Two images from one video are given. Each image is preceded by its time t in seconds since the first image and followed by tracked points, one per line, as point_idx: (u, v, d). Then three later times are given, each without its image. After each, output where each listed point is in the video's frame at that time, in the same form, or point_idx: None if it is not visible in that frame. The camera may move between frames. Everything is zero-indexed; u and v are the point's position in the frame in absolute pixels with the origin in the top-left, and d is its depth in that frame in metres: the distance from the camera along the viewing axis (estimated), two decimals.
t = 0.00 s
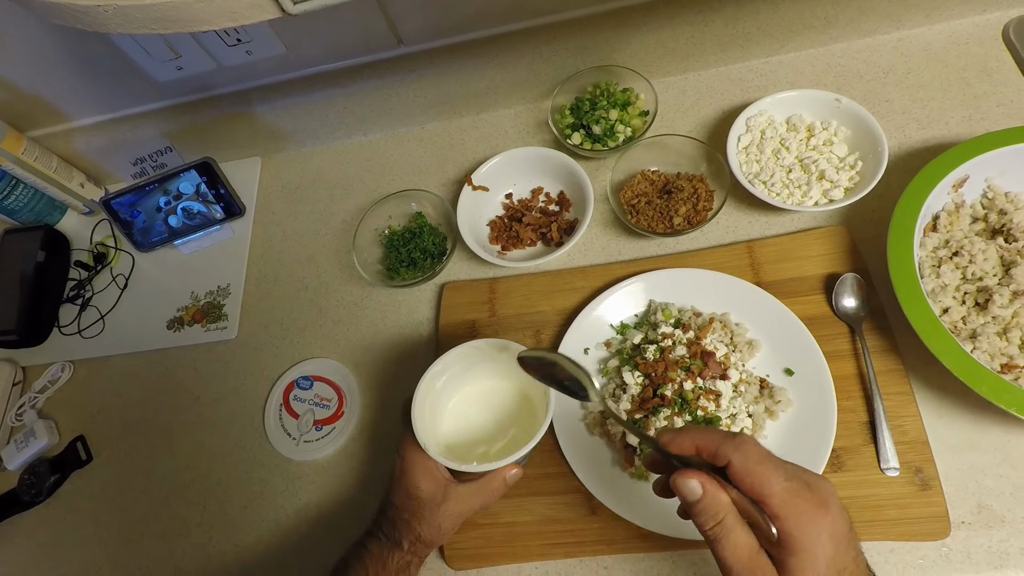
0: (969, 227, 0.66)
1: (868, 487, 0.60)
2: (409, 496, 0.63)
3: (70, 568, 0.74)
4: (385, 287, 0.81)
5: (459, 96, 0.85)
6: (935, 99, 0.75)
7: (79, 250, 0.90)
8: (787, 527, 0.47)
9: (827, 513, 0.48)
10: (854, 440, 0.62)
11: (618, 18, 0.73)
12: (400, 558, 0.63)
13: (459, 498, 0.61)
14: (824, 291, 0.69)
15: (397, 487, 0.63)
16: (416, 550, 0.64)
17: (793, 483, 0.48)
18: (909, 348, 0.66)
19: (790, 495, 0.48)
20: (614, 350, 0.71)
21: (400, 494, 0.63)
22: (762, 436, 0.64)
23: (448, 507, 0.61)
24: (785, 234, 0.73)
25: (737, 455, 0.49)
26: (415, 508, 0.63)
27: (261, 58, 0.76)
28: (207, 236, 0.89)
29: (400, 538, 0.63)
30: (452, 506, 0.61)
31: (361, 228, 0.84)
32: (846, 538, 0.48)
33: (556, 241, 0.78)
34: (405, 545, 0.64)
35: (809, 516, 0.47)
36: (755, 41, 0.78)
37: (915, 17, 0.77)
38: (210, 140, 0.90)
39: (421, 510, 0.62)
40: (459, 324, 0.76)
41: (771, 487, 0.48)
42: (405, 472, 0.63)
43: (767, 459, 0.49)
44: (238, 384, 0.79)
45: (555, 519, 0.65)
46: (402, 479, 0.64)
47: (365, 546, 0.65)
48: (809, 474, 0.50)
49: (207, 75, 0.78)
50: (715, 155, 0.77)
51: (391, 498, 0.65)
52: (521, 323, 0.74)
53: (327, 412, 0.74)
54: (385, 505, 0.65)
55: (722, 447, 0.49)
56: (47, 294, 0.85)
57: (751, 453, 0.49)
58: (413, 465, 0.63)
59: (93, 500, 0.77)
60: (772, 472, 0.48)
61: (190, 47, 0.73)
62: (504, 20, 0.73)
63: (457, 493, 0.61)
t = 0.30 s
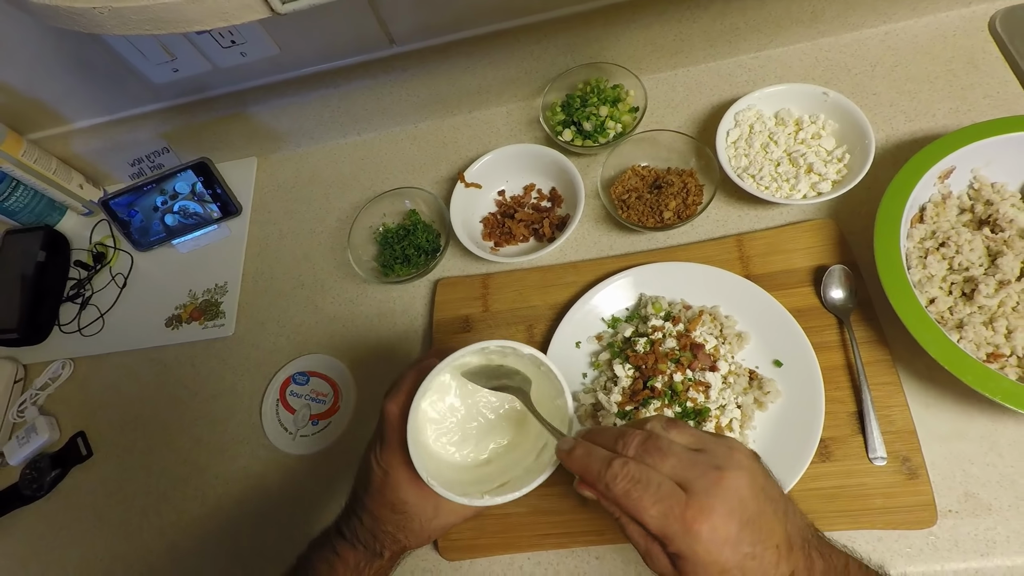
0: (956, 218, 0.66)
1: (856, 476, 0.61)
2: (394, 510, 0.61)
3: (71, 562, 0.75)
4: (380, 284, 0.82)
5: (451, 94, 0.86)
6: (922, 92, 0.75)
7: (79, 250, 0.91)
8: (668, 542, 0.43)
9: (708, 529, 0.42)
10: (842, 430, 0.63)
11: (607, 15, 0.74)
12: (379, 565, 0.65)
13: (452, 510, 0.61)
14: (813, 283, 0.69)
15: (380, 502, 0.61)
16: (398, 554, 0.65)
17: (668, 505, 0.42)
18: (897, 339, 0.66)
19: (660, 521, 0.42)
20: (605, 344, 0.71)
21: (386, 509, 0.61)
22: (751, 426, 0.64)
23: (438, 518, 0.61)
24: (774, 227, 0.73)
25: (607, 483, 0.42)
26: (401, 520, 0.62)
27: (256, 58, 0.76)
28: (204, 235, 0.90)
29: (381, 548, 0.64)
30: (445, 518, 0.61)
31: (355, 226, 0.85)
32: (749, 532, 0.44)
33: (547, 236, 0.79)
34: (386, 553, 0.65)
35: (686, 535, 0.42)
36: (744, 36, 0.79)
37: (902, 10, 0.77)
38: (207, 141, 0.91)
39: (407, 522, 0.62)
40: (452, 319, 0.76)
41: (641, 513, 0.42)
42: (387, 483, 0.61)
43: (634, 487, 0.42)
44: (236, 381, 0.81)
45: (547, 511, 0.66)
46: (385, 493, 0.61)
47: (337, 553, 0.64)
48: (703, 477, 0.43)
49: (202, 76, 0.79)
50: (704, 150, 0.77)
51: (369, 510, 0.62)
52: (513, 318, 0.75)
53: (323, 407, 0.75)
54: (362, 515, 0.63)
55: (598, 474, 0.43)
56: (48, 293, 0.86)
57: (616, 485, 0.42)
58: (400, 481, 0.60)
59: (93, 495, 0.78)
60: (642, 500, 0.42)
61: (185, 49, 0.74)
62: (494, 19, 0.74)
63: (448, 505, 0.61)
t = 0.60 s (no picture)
0: (953, 216, 0.67)
1: (856, 474, 0.61)
2: (395, 504, 0.61)
3: (79, 566, 0.76)
4: (382, 288, 0.83)
5: (450, 100, 0.87)
6: (918, 91, 0.76)
7: (85, 258, 0.93)
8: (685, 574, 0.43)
9: (721, 556, 0.41)
10: (842, 429, 0.63)
11: (602, 20, 0.75)
12: (378, 559, 0.65)
13: (456, 507, 0.61)
14: (811, 283, 0.69)
15: (381, 497, 0.61)
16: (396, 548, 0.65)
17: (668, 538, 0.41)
18: (896, 337, 0.67)
19: (672, 555, 0.42)
20: (605, 344, 0.72)
21: (387, 504, 0.61)
22: (751, 425, 0.64)
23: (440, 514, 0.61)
24: (772, 227, 0.74)
25: (609, 522, 0.43)
26: (402, 515, 0.62)
27: (257, 68, 0.78)
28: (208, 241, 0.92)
29: (383, 543, 0.64)
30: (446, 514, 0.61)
31: (358, 230, 0.86)
32: (764, 551, 0.43)
33: (547, 239, 0.80)
34: (386, 548, 0.65)
35: (700, 566, 0.41)
36: (739, 38, 0.80)
37: (896, 9, 0.78)
38: (210, 148, 0.92)
39: (410, 518, 0.62)
40: (454, 322, 0.77)
41: (650, 548, 0.42)
42: (387, 482, 0.61)
43: (636, 523, 0.42)
44: (240, 386, 0.82)
45: (548, 512, 0.66)
46: (387, 488, 0.61)
47: (337, 548, 0.65)
48: (704, 501, 0.42)
49: (205, 85, 0.80)
50: (701, 151, 0.78)
51: (371, 505, 0.63)
52: (514, 320, 0.76)
53: (327, 410, 0.76)
54: (363, 510, 0.64)
55: (599, 514, 0.44)
56: (55, 301, 0.87)
57: (618, 523, 0.42)
58: (403, 477, 0.60)
59: (100, 500, 0.79)
60: (647, 536, 0.42)
61: (188, 59, 0.75)
62: (491, 26, 0.75)
63: (451, 502, 0.60)
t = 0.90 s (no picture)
0: (951, 210, 0.67)
1: (856, 469, 0.61)
2: (398, 504, 0.62)
3: (86, 569, 0.77)
4: (383, 290, 0.83)
5: (449, 102, 0.87)
6: (915, 86, 0.76)
7: (89, 264, 0.93)
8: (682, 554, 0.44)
9: (721, 535, 0.43)
10: (842, 424, 0.63)
11: (598, 20, 0.76)
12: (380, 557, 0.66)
13: (458, 505, 0.61)
14: (810, 279, 0.70)
15: (384, 497, 0.62)
16: (399, 546, 0.66)
17: (672, 514, 0.43)
18: (896, 332, 0.67)
19: (672, 532, 0.43)
20: (605, 343, 0.72)
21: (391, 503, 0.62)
22: (751, 422, 0.65)
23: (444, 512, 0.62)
24: (770, 224, 0.74)
25: (614, 497, 0.45)
26: (405, 514, 0.63)
27: (257, 73, 0.78)
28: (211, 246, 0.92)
29: (386, 541, 0.65)
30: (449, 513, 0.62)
31: (358, 233, 0.87)
32: (762, 535, 0.45)
33: (546, 239, 0.80)
34: (389, 546, 0.66)
35: (699, 544, 0.43)
36: (735, 36, 0.80)
37: (892, 6, 0.78)
38: (212, 154, 0.93)
39: (413, 517, 0.63)
40: (455, 322, 0.78)
41: (652, 525, 0.43)
42: (391, 484, 0.61)
43: (641, 500, 0.44)
44: (244, 388, 0.82)
45: (553, 510, 0.67)
46: (390, 489, 0.61)
47: (338, 546, 0.65)
48: (709, 483, 0.44)
49: (206, 91, 0.81)
50: (699, 149, 0.79)
51: (373, 505, 0.63)
52: (514, 320, 0.76)
53: (329, 412, 0.76)
54: (365, 509, 0.64)
55: (603, 491, 0.46)
56: (60, 307, 0.88)
57: (624, 498, 0.44)
58: (406, 477, 0.60)
59: (106, 503, 0.80)
60: (650, 512, 0.43)
61: (189, 66, 0.76)
62: (487, 28, 0.76)
63: (455, 501, 0.61)
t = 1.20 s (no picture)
0: (949, 211, 0.67)
1: (856, 469, 0.61)
2: (404, 502, 0.62)
3: (92, 571, 0.77)
4: (385, 293, 0.84)
5: (450, 107, 0.88)
6: (913, 89, 0.76)
7: (95, 268, 0.95)
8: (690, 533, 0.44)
9: (732, 516, 0.43)
10: (842, 424, 0.64)
11: (598, 26, 0.76)
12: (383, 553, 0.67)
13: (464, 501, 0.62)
14: (809, 280, 0.70)
15: (391, 496, 0.62)
16: (404, 541, 0.67)
17: (688, 493, 0.42)
18: (894, 333, 0.67)
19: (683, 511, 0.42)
20: (605, 345, 0.72)
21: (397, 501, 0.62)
22: (751, 422, 0.65)
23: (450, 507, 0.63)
24: (769, 226, 0.75)
25: (628, 475, 0.44)
26: (410, 512, 0.63)
27: (261, 79, 0.79)
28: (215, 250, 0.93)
29: (391, 538, 0.66)
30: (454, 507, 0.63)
31: (361, 236, 0.87)
32: (769, 519, 0.45)
33: (547, 242, 0.81)
34: (394, 543, 0.67)
35: (710, 523, 0.43)
36: (734, 40, 0.81)
37: (890, 10, 0.79)
38: (217, 159, 0.94)
39: (417, 514, 0.63)
40: (457, 325, 0.78)
41: (664, 501, 0.43)
42: (396, 483, 0.61)
43: (655, 478, 0.43)
44: (247, 391, 0.83)
45: (553, 511, 0.67)
46: (396, 487, 0.61)
47: (342, 544, 0.66)
48: (723, 467, 0.44)
49: (211, 97, 0.82)
50: (698, 153, 0.79)
51: (377, 503, 0.64)
52: (515, 322, 0.77)
53: (332, 414, 0.77)
54: (370, 508, 0.65)
55: (618, 468, 0.45)
56: (66, 311, 0.89)
57: (638, 475, 0.43)
58: (414, 476, 0.60)
59: (111, 505, 0.80)
60: (663, 490, 0.43)
61: (194, 73, 0.77)
62: (488, 33, 0.76)
63: (460, 497, 0.62)
